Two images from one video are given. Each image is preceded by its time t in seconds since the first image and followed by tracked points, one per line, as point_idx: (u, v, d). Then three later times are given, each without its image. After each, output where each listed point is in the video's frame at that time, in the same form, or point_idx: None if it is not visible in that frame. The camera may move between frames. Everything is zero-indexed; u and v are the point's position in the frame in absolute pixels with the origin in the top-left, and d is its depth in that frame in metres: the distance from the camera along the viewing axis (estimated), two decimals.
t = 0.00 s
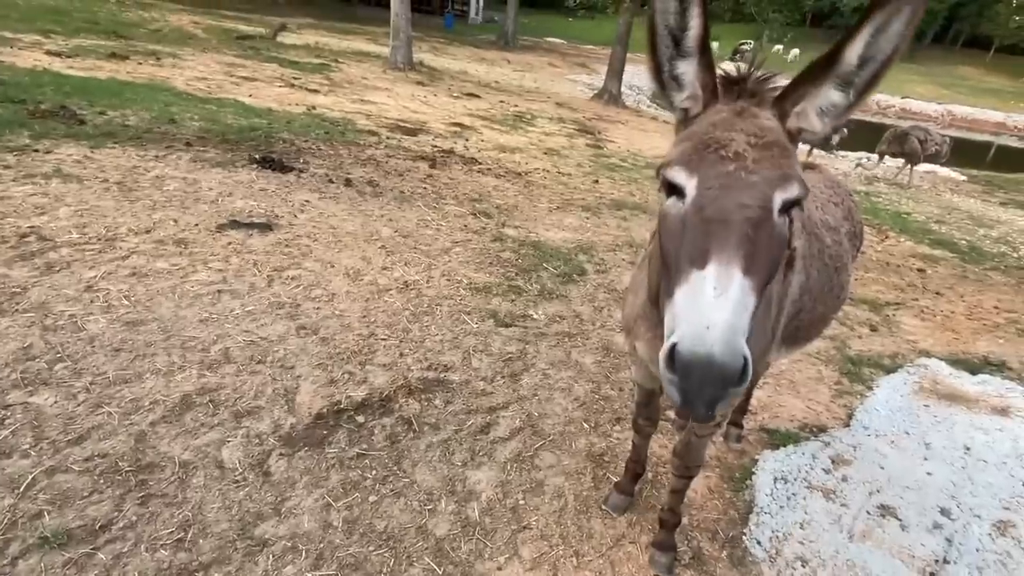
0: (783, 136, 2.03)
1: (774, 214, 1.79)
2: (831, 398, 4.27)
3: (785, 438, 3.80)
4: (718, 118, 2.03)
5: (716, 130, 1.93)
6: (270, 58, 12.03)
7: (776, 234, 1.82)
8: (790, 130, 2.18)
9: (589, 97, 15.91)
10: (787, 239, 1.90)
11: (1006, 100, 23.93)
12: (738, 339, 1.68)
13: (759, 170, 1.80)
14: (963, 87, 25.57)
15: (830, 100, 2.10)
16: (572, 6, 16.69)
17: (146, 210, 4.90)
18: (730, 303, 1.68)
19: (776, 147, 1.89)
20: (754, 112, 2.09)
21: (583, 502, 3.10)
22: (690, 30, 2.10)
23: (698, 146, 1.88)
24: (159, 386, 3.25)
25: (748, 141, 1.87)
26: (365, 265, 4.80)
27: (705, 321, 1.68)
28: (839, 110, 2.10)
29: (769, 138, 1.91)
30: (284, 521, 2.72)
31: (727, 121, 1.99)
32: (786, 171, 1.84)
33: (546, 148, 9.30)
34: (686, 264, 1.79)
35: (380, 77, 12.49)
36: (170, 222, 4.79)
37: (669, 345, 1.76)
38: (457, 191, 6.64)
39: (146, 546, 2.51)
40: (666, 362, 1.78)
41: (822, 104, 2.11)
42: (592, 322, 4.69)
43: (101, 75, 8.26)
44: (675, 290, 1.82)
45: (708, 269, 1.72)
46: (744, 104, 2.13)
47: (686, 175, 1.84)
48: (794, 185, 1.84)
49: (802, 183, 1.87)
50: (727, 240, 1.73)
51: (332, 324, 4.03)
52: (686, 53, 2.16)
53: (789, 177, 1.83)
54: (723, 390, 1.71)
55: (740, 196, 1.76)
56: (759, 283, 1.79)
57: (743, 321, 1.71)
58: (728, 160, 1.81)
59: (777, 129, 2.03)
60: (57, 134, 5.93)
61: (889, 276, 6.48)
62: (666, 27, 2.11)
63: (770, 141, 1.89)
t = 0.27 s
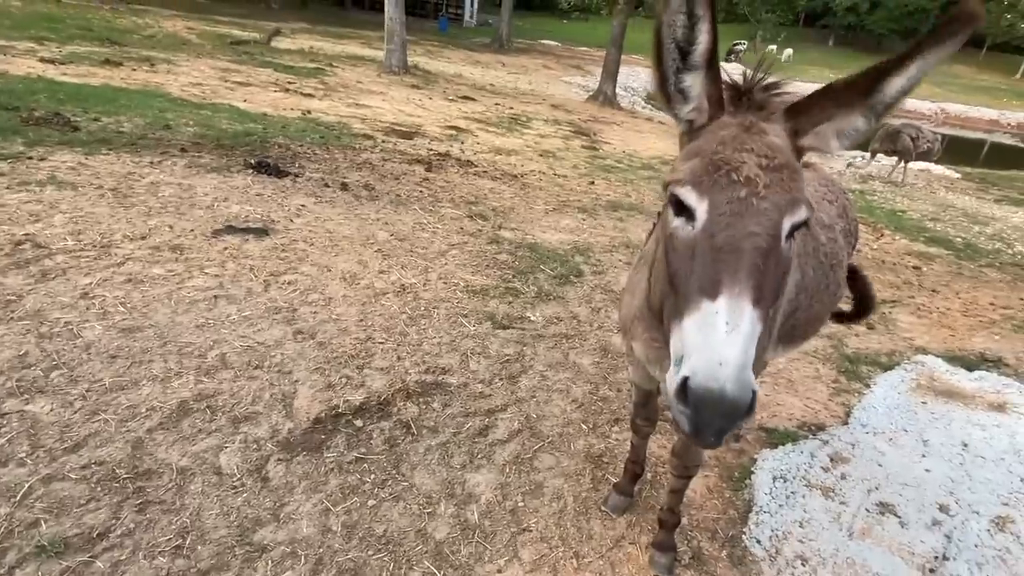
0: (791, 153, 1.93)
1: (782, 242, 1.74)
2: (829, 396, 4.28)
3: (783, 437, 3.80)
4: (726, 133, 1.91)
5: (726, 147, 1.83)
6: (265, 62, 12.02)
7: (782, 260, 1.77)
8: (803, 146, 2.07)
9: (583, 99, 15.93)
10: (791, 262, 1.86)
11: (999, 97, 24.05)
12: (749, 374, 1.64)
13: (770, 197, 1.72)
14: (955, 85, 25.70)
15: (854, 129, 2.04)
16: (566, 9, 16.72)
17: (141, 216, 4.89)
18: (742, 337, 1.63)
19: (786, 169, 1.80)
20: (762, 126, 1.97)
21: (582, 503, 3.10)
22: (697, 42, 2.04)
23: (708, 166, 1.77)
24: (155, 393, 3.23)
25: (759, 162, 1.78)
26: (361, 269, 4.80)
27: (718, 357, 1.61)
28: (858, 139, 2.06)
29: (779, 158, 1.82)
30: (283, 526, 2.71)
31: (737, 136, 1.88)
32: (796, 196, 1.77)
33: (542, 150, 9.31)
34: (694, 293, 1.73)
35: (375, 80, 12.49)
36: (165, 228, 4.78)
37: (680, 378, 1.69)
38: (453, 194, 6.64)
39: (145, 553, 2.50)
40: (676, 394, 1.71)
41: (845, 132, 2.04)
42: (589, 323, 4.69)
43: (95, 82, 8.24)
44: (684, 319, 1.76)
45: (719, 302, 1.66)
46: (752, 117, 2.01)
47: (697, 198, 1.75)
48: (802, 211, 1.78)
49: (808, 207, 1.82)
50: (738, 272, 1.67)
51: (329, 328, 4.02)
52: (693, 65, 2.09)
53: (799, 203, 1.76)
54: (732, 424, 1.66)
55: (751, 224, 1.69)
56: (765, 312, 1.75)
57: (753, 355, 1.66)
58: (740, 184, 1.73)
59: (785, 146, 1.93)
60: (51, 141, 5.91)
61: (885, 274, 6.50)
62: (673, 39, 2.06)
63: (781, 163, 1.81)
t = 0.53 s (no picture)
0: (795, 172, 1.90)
1: (788, 265, 1.73)
2: (826, 394, 4.29)
3: (781, 436, 3.80)
4: (730, 153, 1.88)
5: (730, 169, 1.80)
6: (259, 66, 12.00)
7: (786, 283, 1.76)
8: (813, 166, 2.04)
9: (579, 100, 15.95)
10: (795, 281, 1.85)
11: (992, 95, 24.16)
12: (754, 405, 1.64)
13: (775, 222, 1.70)
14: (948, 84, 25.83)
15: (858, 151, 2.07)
16: (560, 10, 16.75)
17: (136, 220, 4.88)
18: (748, 368, 1.64)
19: (792, 191, 1.77)
20: (766, 144, 1.93)
21: (581, 504, 3.10)
22: (694, 62, 2.02)
23: (713, 190, 1.75)
24: (152, 398, 3.22)
25: (764, 186, 1.76)
26: (358, 271, 4.79)
27: (726, 388, 1.61)
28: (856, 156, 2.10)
29: (784, 180, 1.79)
30: (281, 530, 2.70)
31: (741, 157, 1.85)
32: (801, 218, 1.74)
33: (537, 152, 9.32)
34: (700, 319, 1.73)
35: (370, 83, 12.49)
36: (161, 233, 4.77)
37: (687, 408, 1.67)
38: (449, 196, 6.64)
39: (142, 559, 2.49)
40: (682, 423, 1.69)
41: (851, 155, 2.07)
42: (587, 324, 4.69)
43: (88, 87, 8.22)
44: (690, 345, 1.76)
45: (725, 332, 1.67)
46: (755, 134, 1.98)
47: (702, 222, 1.73)
48: (807, 233, 1.76)
49: (813, 227, 1.80)
50: (744, 301, 1.66)
51: (326, 331, 4.02)
52: (691, 85, 2.05)
53: (805, 226, 1.74)
54: (737, 454, 1.66)
55: (757, 251, 1.68)
56: (769, 335, 1.76)
57: (757, 386, 1.67)
58: (745, 210, 1.71)
59: (790, 165, 1.89)
60: (45, 146, 5.89)
61: (880, 273, 6.52)
62: (671, 61, 2.05)
63: (787, 185, 1.78)
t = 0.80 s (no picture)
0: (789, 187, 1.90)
1: (782, 286, 1.71)
2: (825, 392, 4.29)
3: (780, 433, 3.80)
4: (721, 174, 1.90)
5: (720, 190, 1.81)
6: (256, 68, 11.99)
7: (781, 303, 1.75)
8: (811, 181, 2.02)
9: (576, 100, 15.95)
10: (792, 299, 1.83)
11: (987, 92, 24.22)
12: (749, 429, 1.64)
13: (767, 243, 1.69)
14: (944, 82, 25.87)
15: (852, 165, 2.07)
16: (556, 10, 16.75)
17: (134, 223, 4.87)
18: (740, 394, 1.64)
19: (785, 210, 1.76)
20: (759, 161, 1.95)
21: (581, 504, 3.10)
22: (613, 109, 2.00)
23: (704, 213, 1.75)
24: (151, 401, 3.22)
25: (755, 206, 1.75)
26: (356, 273, 4.79)
27: (718, 415, 1.62)
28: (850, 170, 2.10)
29: (777, 199, 1.78)
30: (281, 532, 2.70)
31: (732, 177, 1.86)
32: (795, 238, 1.72)
33: (535, 152, 9.32)
34: (693, 342, 1.73)
35: (366, 85, 12.48)
36: (158, 235, 4.77)
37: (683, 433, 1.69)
38: (447, 196, 6.64)
39: (142, 562, 2.48)
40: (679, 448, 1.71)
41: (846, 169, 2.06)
42: (585, 324, 4.69)
43: (85, 90, 8.21)
44: (685, 367, 1.77)
45: (717, 356, 1.66)
46: (746, 151, 2.00)
47: (693, 245, 1.73)
48: (802, 252, 1.74)
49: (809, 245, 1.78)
50: (736, 324, 1.66)
51: (325, 332, 4.01)
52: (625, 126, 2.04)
53: (799, 245, 1.72)
54: (734, 478, 1.67)
55: (748, 273, 1.67)
56: (766, 355, 1.75)
57: (752, 410, 1.66)
58: (736, 231, 1.71)
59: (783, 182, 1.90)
60: (42, 150, 5.88)
61: (878, 270, 6.53)
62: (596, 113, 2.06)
63: (779, 204, 1.77)
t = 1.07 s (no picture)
0: (774, 194, 1.88)
1: (761, 298, 1.71)
2: (822, 389, 4.30)
3: (778, 431, 3.81)
4: (704, 181, 1.89)
5: (701, 199, 1.79)
6: (251, 69, 11.97)
7: (762, 313, 1.75)
8: (802, 186, 2.00)
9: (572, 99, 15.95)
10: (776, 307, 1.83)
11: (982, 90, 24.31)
12: (719, 439, 1.69)
13: (745, 256, 1.68)
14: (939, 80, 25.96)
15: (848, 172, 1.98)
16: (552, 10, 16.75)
17: (130, 225, 4.86)
18: (711, 406, 1.68)
19: (766, 221, 1.74)
20: (743, 168, 1.95)
21: (580, 502, 3.10)
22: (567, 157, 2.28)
23: (683, 224, 1.75)
24: (148, 402, 3.21)
25: (735, 217, 1.73)
26: (353, 273, 4.78)
27: (687, 426, 1.68)
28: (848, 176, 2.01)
29: (759, 209, 1.76)
30: (280, 533, 2.69)
31: (714, 185, 1.84)
32: (775, 249, 1.71)
33: (531, 151, 9.32)
34: (671, 352, 1.76)
35: (362, 85, 12.46)
36: (154, 237, 4.75)
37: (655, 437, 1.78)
38: (444, 196, 6.64)
39: (140, 564, 2.48)
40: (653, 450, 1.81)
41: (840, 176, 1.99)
42: (583, 323, 4.70)
43: (79, 91, 8.18)
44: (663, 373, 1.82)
45: (690, 368, 1.71)
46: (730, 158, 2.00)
47: (672, 256, 1.74)
48: (784, 263, 1.72)
49: (793, 255, 1.75)
50: (711, 337, 1.68)
51: (323, 333, 4.01)
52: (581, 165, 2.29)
53: (779, 257, 1.70)
54: (704, 482, 1.75)
55: (725, 287, 1.68)
56: (746, 364, 1.76)
57: (725, 419, 1.71)
58: (714, 244, 1.70)
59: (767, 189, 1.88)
60: (37, 151, 5.86)
61: (875, 267, 6.55)
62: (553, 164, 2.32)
63: (760, 214, 1.74)
